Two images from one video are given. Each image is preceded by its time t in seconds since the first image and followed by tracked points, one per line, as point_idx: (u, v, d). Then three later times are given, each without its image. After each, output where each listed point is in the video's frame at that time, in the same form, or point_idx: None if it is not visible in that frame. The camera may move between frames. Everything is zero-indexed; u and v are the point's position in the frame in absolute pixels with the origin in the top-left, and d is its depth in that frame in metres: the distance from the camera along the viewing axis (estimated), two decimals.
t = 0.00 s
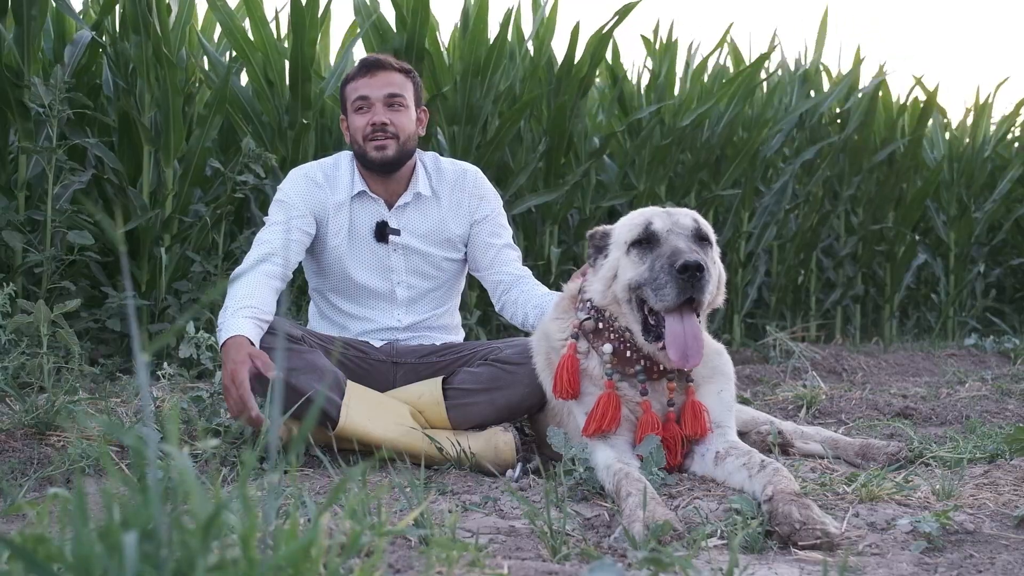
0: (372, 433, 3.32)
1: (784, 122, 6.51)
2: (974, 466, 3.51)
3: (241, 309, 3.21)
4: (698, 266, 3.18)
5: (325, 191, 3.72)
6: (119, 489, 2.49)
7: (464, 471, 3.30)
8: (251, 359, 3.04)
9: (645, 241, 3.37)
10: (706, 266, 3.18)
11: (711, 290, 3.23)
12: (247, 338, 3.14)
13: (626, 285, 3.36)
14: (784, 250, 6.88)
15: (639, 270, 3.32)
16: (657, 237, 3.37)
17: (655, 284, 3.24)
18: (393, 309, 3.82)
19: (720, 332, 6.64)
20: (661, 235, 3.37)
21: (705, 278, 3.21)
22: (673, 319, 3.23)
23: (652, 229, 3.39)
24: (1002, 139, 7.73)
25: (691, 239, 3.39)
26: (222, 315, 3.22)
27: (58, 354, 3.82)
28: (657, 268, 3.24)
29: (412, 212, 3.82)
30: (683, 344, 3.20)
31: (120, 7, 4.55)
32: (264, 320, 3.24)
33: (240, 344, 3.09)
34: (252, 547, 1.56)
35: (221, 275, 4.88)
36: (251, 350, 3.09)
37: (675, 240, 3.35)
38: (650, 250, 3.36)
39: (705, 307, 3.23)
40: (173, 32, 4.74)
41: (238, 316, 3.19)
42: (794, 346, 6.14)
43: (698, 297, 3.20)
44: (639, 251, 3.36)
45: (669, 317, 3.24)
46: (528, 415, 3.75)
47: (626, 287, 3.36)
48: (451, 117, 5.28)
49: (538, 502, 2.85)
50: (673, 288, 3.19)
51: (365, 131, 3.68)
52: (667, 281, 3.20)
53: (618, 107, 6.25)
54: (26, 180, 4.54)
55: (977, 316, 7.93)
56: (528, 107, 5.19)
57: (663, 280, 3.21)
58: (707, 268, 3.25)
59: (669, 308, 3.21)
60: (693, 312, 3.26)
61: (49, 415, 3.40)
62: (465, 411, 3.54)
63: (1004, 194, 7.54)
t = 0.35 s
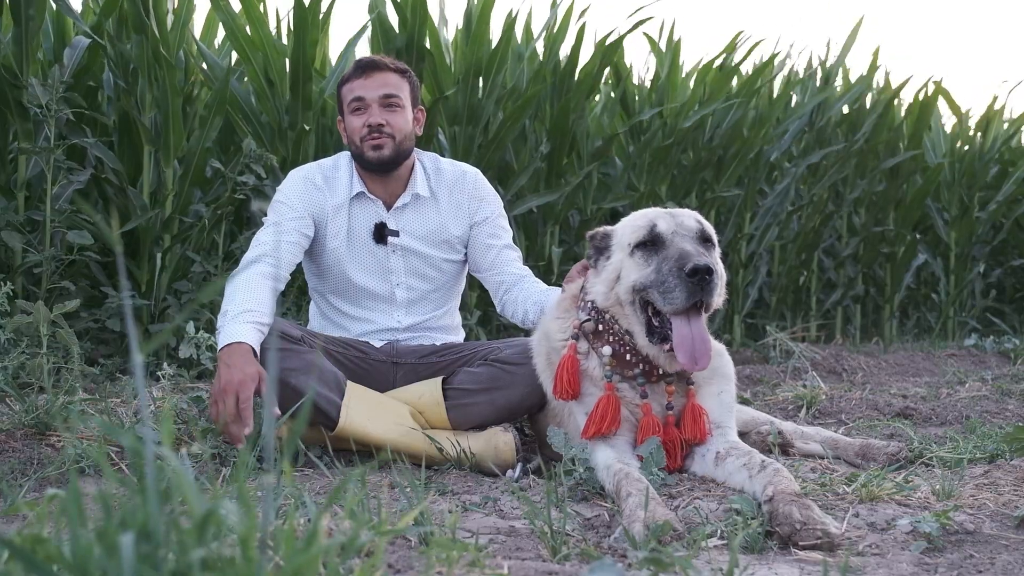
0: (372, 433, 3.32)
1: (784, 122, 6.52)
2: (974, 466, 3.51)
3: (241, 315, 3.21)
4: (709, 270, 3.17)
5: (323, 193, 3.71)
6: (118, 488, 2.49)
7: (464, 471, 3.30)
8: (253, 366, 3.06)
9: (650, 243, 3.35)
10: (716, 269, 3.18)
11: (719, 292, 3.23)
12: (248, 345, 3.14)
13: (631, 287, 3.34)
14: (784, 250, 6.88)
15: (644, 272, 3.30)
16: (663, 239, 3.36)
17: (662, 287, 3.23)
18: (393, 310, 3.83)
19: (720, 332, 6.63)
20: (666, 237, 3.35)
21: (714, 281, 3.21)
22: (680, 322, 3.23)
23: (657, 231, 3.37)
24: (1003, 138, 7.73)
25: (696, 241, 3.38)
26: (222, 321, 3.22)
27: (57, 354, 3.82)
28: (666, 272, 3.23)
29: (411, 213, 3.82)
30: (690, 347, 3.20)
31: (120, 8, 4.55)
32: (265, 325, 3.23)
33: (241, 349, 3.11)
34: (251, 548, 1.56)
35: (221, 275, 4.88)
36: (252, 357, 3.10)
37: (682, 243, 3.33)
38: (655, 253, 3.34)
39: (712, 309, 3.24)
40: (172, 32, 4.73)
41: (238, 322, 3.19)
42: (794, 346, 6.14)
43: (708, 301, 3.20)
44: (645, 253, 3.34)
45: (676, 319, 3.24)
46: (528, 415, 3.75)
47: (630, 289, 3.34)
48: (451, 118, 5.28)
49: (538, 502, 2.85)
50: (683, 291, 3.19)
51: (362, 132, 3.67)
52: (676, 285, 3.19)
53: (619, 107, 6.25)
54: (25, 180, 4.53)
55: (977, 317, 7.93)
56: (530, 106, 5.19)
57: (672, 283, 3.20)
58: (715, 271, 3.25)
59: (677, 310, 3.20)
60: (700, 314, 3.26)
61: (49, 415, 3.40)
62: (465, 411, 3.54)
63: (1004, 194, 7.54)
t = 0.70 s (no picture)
0: (372, 433, 3.32)
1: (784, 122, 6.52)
2: (974, 466, 3.51)
3: (241, 316, 3.21)
4: (720, 275, 3.15)
5: (321, 195, 3.71)
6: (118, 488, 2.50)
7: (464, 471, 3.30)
8: (257, 370, 3.08)
9: (658, 247, 3.30)
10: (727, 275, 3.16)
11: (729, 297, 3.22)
12: (252, 347, 3.15)
13: (637, 290, 3.29)
14: (784, 250, 6.88)
15: (651, 275, 3.26)
16: (670, 242, 3.31)
17: (671, 291, 3.19)
18: (393, 311, 3.83)
19: (720, 332, 6.63)
20: (674, 241, 3.31)
21: (724, 286, 3.18)
22: (689, 328, 3.19)
23: (664, 233, 3.32)
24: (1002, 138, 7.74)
25: (703, 244, 3.35)
26: (223, 322, 3.22)
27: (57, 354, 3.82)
28: (676, 276, 3.19)
29: (409, 213, 3.82)
30: (699, 352, 3.18)
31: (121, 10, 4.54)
32: (266, 326, 3.24)
33: (244, 353, 3.12)
34: (251, 548, 1.56)
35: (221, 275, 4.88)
36: (256, 361, 3.12)
37: (690, 246, 3.29)
38: (663, 256, 3.29)
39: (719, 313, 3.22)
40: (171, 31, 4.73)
41: (239, 323, 3.19)
42: (794, 346, 6.14)
43: (719, 307, 3.17)
44: (652, 256, 3.30)
45: (684, 323, 3.21)
46: (528, 415, 3.75)
47: (636, 292, 3.29)
48: (451, 117, 5.28)
49: (538, 502, 2.86)
50: (693, 297, 3.15)
51: (358, 134, 3.67)
52: (688, 290, 3.16)
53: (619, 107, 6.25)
54: (25, 180, 4.53)
55: (977, 317, 7.93)
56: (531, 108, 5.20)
57: (683, 288, 3.16)
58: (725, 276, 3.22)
59: (687, 316, 3.17)
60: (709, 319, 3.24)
61: (49, 415, 3.40)
62: (465, 412, 3.54)
63: (1004, 194, 7.54)
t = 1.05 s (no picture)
0: (372, 434, 3.32)
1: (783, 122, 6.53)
2: (974, 466, 3.51)
3: (241, 316, 3.21)
4: (724, 276, 3.15)
5: (319, 195, 3.71)
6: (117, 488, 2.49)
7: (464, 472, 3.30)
8: (258, 370, 3.08)
9: (659, 247, 3.30)
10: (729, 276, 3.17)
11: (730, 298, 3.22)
12: (251, 347, 3.16)
13: (637, 291, 3.28)
14: (784, 250, 6.88)
15: (653, 276, 3.25)
16: (671, 243, 3.31)
17: (674, 292, 3.19)
18: (393, 311, 3.83)
19: (720, 332, 6.63)
20: (675, 241, 3.31)
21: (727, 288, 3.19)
22: (691, 329, 3.20)
23: (665, 234, 3.32)
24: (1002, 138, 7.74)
25: (703, 245, 3.35)
26: (222, 322, 3.22)
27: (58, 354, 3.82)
28: (678, 277, 3.19)
29: (407, 212, 3.81)
30: (701, 352, 3.19)
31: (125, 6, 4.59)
32: (266, 324, 3.24)
33: (244, 352, 3.11)
34: (252, 547, 1.56)
35: (221, 275, 4.88)
36: (256, 361, 3.12)
37: (691, 247, 3.29)
38: (663, 257, 3.29)
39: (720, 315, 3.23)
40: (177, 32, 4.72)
41: (238, 323, 3.19)
42: (794, 346, 6.14)
43: (720, 308, 3.17)
44: (653, 257, 3.29)
45: (686, 325, 3.20)
46: (528, 415, 3.75)
47: (636, 292, 3.28)
48: (451, 117, 5.28)
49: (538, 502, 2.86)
50: (697, 298, 3.15)
51: (358, 134, 3.67)
52: (691, 291, 3.16)
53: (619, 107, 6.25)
54: (26, 180, 4.53)
55: (977, 317, 7.93)
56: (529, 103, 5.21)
57: (686, 289, 3.17)
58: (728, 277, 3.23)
59: (689, 317, 3.18)
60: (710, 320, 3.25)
61: (49, 415, 3.40)
62: (465, 411, 3.54)
63: (1004, 194, 7.54)
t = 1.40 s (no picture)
0: (372, 433, 3.33)
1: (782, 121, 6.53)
2: (974, 466, 3.51)
3: (239, 316, 3.21)
4: (727, 275, 3.15)
5: (318, 195, 3.71)
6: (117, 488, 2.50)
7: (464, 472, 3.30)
8: (256, 371, 3.07)
9: (661, 246, 3.30)
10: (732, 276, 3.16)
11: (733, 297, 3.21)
12: (250, 347, 3.15)
13: (638, 289, 3.27)
14: (784, 250, 6.88)
15: (655, 275, 3.25)
16: (674, 242, 3.31)
17: (676, 291, 3.18)
18: (392, 311, 3.83)
19: (720, 332, 6.63)
20: (677, 240, 3.30)
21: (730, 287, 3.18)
22: (692, 328, 3.18)
23: (668, 233, 3.32)
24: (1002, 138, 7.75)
25: (706, 245, 3.35)
26: (221, 323, 3.22)
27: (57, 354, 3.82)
28: (681, 276, 3.19)
29: (406, 212, 3.81)
30: (703, 352, 3.17)
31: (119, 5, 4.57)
32: (265, 325, 3.24)
33: (241, 353, 3.11)
34: (252, 547, 1.56)
35: (221, 275, 4.87)
36: (254, 362, 3.11)
37: (693, 246, 3.29)
38: (665, 256, 3.28)
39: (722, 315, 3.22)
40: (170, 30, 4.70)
41: (237, 323, 3.19)
42: (794, 346, 6.14)
43: (723, 308, 3.16)
44: (654, 256, 3.29)
45: (688, 324, 3.20)
46: (528, 415, 3.75)
47: (637, 291, 3.28)
48: (450, 117, 5.28)
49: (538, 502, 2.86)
50: (699, 296, 3.14)
51: (356, 134, 3.67)
52: (694, 289, 3.15)
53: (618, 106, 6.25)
54: (25, 180, 4.52)
55: (977, 317, 7.93)
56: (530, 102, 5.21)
57: (689, 288, 3.16)
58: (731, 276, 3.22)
59: (691, 315, 3.17)
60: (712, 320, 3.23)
61: (49, 415, 3.40)
62: (465, 411, 3.54)
63: (1003, 194, 7.54)
